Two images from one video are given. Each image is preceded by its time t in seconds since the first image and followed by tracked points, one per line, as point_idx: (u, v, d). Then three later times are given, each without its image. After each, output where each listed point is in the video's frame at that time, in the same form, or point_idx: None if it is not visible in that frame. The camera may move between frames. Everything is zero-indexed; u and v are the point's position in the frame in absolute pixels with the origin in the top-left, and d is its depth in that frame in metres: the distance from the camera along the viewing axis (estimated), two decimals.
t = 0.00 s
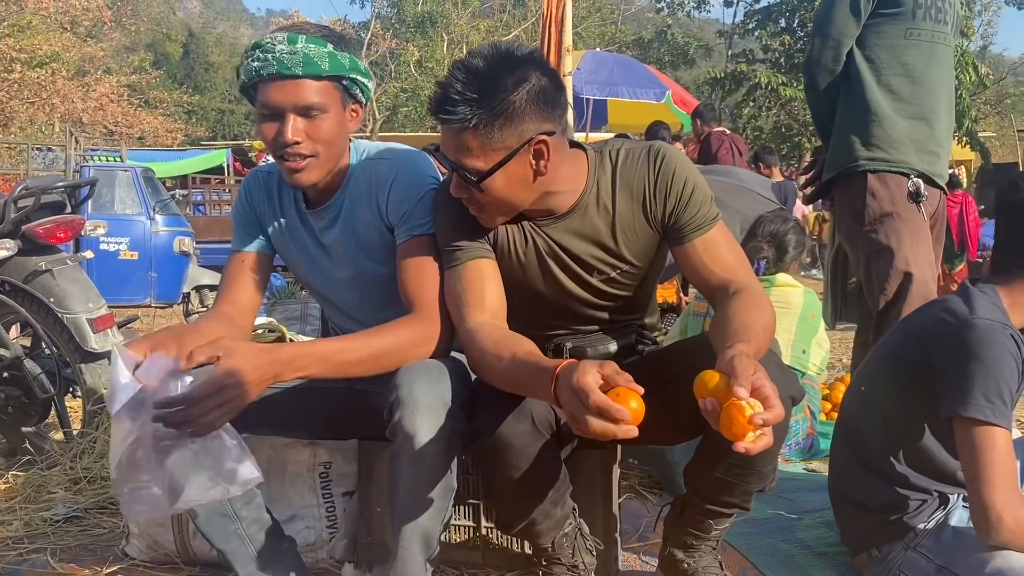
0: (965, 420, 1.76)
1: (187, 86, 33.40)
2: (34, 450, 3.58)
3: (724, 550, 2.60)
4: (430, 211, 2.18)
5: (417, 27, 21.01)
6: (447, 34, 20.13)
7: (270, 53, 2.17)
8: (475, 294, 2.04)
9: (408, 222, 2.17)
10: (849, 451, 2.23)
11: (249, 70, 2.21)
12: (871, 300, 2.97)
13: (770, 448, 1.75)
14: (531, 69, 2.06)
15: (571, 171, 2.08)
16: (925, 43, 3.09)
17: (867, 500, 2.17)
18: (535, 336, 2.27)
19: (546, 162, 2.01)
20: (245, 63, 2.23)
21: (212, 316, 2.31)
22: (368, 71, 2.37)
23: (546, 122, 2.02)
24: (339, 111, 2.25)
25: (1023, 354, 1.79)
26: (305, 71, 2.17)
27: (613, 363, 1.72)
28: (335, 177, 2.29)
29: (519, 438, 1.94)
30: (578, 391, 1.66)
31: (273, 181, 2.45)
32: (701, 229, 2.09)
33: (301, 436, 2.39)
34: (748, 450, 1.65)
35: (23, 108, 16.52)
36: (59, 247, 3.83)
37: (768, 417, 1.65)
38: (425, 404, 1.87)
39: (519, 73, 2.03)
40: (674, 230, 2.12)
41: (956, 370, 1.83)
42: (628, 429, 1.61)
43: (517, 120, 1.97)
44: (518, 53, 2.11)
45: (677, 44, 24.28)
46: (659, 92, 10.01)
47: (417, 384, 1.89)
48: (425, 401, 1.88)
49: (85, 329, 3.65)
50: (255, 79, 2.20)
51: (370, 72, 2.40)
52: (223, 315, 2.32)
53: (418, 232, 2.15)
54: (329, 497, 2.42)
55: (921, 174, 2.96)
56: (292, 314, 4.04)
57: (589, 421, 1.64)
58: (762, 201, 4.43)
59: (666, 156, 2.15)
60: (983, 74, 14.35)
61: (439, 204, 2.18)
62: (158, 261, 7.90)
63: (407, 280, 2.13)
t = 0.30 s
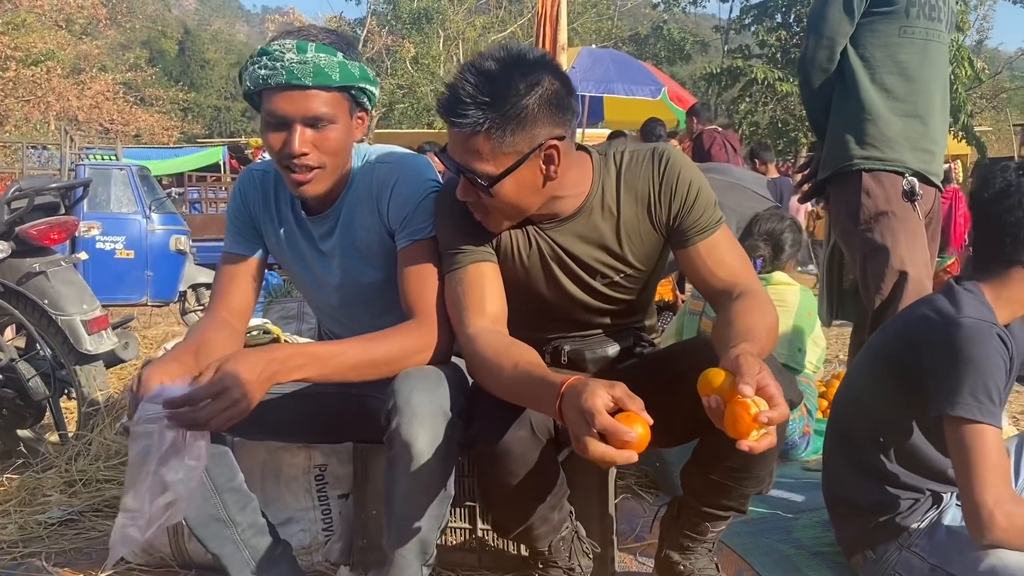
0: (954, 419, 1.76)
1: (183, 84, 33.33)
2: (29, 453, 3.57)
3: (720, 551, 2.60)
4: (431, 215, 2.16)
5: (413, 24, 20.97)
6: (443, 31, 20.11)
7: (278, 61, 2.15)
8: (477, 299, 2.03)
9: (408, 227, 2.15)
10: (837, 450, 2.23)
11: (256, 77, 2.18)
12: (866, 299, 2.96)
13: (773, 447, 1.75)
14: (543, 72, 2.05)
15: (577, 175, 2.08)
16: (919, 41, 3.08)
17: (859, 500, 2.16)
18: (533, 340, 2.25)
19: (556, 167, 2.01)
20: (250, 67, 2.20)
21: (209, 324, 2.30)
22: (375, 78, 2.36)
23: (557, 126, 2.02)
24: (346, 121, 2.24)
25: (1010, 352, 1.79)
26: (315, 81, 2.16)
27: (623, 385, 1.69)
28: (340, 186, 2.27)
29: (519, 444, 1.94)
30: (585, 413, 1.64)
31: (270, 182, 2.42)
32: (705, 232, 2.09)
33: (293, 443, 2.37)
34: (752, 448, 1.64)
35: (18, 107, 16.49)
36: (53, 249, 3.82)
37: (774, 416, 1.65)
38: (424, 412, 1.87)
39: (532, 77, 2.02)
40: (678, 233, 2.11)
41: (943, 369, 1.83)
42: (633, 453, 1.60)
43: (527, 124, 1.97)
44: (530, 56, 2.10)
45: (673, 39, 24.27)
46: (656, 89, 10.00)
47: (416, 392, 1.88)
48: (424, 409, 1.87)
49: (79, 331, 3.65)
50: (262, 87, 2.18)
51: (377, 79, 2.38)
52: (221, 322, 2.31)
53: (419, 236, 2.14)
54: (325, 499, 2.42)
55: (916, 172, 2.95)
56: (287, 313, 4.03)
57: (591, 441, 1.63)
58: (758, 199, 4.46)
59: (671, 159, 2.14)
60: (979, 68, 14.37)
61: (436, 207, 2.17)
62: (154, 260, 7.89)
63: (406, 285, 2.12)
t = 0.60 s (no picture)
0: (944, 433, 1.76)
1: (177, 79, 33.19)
2: (17, 459, 3.54)
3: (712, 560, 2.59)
4: (421, 228, 2.14)
5: (407, 19, 20.92)
6: (437, 26, 20.05)
7: (261, 72, 2.11)
8: (468, 314, 2.01)
9: (396, 239, 2.13)
10: (825, 462, 2.21)
11: (238, 89, 2.15)
12: (859, 304, 2.94)
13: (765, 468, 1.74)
14: (536, 83, 2.04)
15: (572, 186, 2.05)
16: (910, 44, 3.06)
17: (846, 512, 2.13)
18: (523, 352, 2.24)
19: (553, 179, 1.99)
20: (233, 79, 2.17)
21: (193, 334, 2.28)
22: (365, 91, 2.32)
23: (553, 137, 2.01)
24: (332, 134, 2.20)
25: (991, 362, 1.79)
26: (299, 94, 2.12)
27: (619, 405, 1.68)
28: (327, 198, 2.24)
29: (510, 462, 1.92)
30: (582, 433, 1.62)
31: (255, 192, 2.39)
32: (698, 243, 2.07)
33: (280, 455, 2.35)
34: (747, 469, 1.62)
35: (10, 104, 16.39)
36: (41, 254, 3.78)
37: (769, 436, 1.63)
38: (413, 430, 1.85)
39: (527, 88, 2.01)
40: (671, 244, 2.09)
41: (927, 382, 1.83)
42: (628, 476, 1.58)
43: (525, 137, 1.95)
44: (523, 69, 2.08)
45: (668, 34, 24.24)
46: (650, 86, 9.97)
47: (404, 411, 1.87)
48: (413, 427, 1.86)
49: (67, 337, 3.64)
50: (245, 98, 2.14)
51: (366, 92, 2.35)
52: (205, 333, 2.29)
53: (407, 249, 2.11)
54: (314, 509, 2.39)
55: (908, 177, 2.93)
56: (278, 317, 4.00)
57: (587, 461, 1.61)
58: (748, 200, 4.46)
59: (664, 169, 2.12)
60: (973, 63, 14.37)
61: (424, 218, 2.14)
62: (147, 259, 7.91)
63: (396, 300, 2.10)
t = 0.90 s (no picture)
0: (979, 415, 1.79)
1: (171, 73, 33.05)
2: (7, 448, 3.51)
3: (707, 545, 2.57)
4: (407, 209, 2.11)
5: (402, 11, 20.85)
6: (432, 19, 19.99)
7: (235, 50, 2.08)
8: (456, 295, 1.99)
9: (382, 221, 2.10)
10: (825, 447, 2.20)
11: (213, 67, 2.12)
12: (855, 288, 2.93)
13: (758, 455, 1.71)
14: (527, 59, 2.01)
15: (563, 164, 2.04)
16: (906, 26, 3.03)
17: (844, 497, 2.12)
18: (515, 336, 2.22)
19: (545, 156, 1.97)
20: (208, 57, 2.14)
21: (181, 318, 2.24)
22: (343, 68, 2.29)
23: (545, 113, 1.98)
24: (309, 113, 2.17)
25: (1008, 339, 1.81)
26: (272, 72, 2.09)
27: (602, 380, 1.66)
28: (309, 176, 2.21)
29: (501, 445, 1.90)
30: (565, 412, 1.60)
31: (241, 173, 2.36)
32: (690, 223, 2.05)
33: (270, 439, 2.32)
34: (739, 454, 1.60)
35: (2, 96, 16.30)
36: (30, 240, 3.74)
37: (761, 421, 1.60)
38: (402, 413, 1.83)
39: (517, 61, 1.98)
40: (662, 223, 2.07)
41: (948, 366, 1.84)
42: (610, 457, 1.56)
43: (517, 114, 1.92)
44: (512, 44, 2.05)
45: (663, 27, 24.20)
46: (645, 76, 9.95)
47: (393, 394, 1.85)
48: (402, 410, 1.83)
49: (57, 324, 3.57)
50: (219, 77, 2.12)
51: (345, 68, 2.31)
52: (193, 317, 2.25)
53: (392, 230, 2.09)
54: (305, 495, 2.36)
55: (905, 160, 2.91)
56: (272, 305, 3.98)
57: (567, 443, 1.59)
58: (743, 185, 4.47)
59: (655, 147, 2.10)
60: (968, 56, 14.38)
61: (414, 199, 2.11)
62: (141, 251, 7.83)
63: (382, 281, 2.08)
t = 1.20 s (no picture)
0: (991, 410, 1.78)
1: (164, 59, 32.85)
2: None
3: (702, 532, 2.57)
4: (400, 194, 2.10)
5: None
6: (428, 6, 19.88)
7: (212, 34, 2.07)
8: (450, 281, 1.98)
9: (375, 206, 2.09)
10: (828, 431, 2.19)
11: (195, 53, 2.12)
12: (851, 277, 2.93)
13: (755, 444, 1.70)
14: (518, 43, 1.99)
15: (556, 149, 2.03)
16: (906, 15, 3.01)
17: (842, 483, 2.12)
18: (511, 322, 2.21)
19: (537, 142, 1.95)
20: (190, 43, 2.13)
21: (175, 301, 2.20)
22: (326, 47, 2.26)
23: (536, 98, 1.97)
24: (293, 95, 2.15)
25: None
26: (250, 55, 2.07)
27: (593, 343, 1.66)
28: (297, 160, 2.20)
29: (497, 430, 1.89)
30: (558, 375, 1.60)
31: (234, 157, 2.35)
32: (686, 209, 2.03)
33: (265, 425, 2.31)
34: (737, 444, 1.58)
35: None
36: (22, 223, 3.71)
37: (758, 411, 1.59)
38: (398, 397, 1.82)
39: (507, 46, 1.96)
40: (657, 210, 2.06)
41: (961, 361, 1.82)
42: (605, 412, 1.55)
43: (509, 100, 1.91)
44: (502, 28, 2.03)
45: (660, 17, 24.14)
46: (642, 66, 9.92)
47: (390, 377, 1.84)
48: (398, 394, 1.82)
49: (50, 309, 3.56)
50: (201, 62, 2.11)
51: (329, 46, 2.29)
52: (188, 299, 2.22)
53: (386, 215, 2.07)
54: (301, 480, 2.35)
55: (903, 149, 2.90)
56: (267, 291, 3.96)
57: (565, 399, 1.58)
58: (741, 175, 4.46)
59: (650, 132, 2.08)
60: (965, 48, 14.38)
61: (410, 182, 2.09)
62: (134, 238, 7.78)
63: (376, 266, 2.06)
